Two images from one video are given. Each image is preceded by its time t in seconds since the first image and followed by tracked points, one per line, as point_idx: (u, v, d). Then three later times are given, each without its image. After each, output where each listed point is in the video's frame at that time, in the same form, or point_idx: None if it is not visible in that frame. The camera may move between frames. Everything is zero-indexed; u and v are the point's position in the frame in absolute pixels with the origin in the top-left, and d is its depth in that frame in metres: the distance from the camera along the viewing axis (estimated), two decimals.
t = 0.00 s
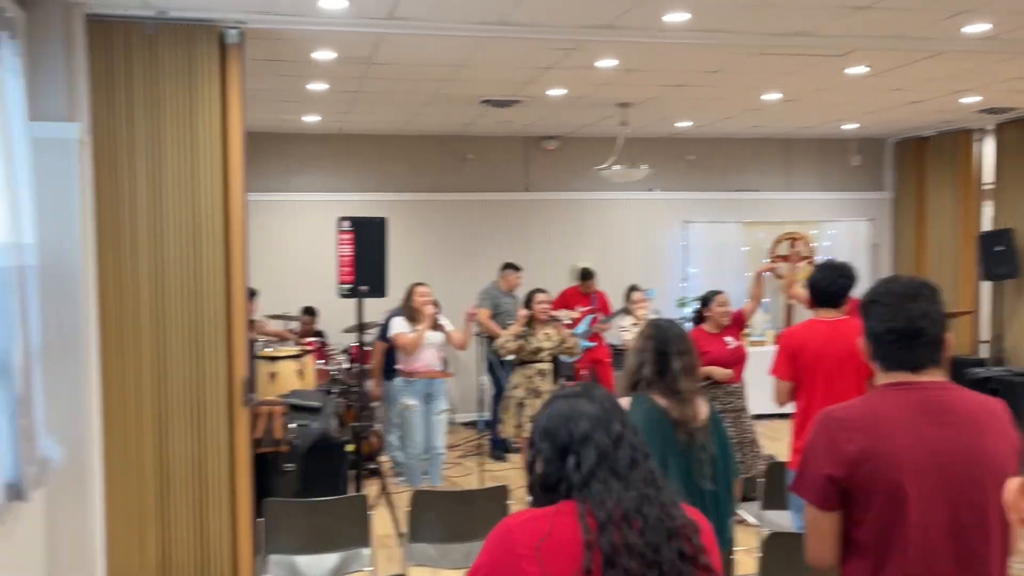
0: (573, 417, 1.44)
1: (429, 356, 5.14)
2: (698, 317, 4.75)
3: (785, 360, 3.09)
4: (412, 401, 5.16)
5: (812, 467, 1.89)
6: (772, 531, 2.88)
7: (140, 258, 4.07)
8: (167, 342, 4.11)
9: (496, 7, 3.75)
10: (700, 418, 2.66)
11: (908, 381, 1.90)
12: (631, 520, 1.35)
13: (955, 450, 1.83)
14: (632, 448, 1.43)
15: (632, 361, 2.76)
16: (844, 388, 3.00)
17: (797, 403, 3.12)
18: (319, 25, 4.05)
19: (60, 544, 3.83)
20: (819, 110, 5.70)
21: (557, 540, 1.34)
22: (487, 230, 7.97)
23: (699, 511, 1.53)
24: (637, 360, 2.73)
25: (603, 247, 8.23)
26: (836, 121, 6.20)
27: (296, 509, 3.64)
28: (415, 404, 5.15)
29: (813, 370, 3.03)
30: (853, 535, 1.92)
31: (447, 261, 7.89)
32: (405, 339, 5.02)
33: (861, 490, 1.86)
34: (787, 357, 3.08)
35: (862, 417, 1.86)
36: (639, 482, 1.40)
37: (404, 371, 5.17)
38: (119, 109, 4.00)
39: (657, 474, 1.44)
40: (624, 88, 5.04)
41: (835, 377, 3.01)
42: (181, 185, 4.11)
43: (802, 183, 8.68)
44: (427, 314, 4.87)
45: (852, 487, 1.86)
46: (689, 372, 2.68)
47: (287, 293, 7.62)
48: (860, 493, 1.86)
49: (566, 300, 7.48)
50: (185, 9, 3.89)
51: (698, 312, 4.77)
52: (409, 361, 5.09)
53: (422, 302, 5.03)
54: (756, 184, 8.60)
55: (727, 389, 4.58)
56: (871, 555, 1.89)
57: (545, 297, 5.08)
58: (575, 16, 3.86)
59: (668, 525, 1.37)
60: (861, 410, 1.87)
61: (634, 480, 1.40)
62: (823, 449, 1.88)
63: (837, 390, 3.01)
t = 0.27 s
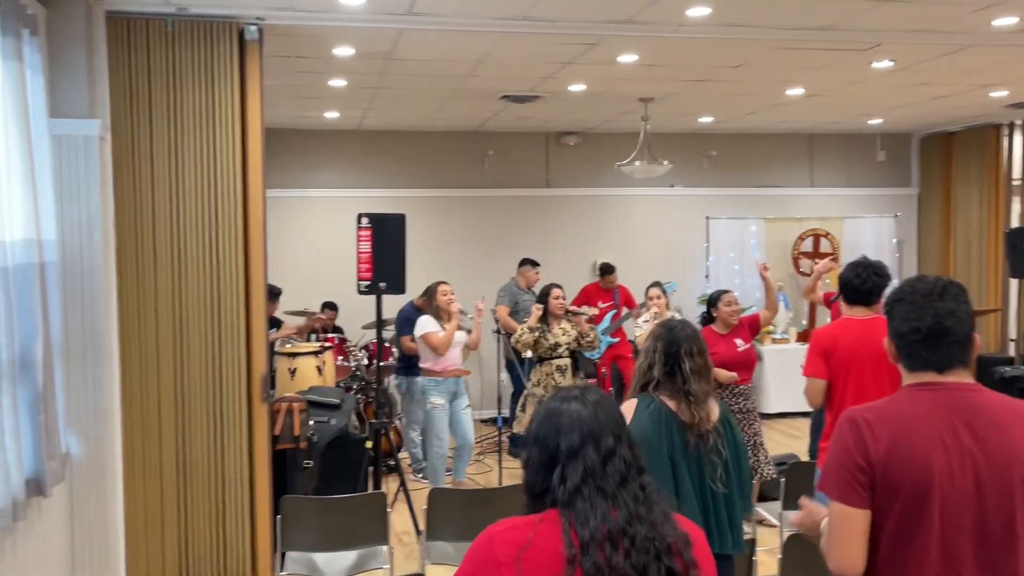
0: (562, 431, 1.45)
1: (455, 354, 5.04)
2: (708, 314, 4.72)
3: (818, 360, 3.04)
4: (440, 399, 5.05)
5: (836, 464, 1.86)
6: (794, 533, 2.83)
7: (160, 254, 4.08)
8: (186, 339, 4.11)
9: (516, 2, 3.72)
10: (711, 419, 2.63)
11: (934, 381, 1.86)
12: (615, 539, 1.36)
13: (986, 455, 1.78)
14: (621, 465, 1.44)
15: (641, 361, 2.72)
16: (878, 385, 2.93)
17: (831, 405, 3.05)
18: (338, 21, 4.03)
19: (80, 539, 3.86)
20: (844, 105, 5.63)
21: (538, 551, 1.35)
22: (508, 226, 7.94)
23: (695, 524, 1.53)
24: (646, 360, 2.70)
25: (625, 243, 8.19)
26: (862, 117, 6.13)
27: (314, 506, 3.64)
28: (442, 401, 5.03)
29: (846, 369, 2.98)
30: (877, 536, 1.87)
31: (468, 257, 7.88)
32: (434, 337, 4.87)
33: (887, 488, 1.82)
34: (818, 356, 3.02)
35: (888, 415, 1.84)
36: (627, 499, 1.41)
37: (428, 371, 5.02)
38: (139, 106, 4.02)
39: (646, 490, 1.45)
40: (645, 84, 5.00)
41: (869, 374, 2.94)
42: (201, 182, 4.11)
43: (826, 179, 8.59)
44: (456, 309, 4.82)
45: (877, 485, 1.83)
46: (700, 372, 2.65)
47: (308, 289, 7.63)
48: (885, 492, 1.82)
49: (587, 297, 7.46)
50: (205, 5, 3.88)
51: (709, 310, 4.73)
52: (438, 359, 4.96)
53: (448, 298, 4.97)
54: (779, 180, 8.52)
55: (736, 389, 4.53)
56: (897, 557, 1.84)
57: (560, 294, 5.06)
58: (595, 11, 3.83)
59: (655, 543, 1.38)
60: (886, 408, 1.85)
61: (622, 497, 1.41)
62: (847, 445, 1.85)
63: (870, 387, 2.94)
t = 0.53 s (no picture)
0: (557, 431, 1.45)
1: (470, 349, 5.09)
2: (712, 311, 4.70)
3: (828, 358, 3.01)
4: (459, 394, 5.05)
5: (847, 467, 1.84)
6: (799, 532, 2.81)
7: (166, 250, 4.08)
8: (193, 335, 4.11)
9: None
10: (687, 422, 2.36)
11: (946, 381, 1.83)
12: (602, 547, 1.35)
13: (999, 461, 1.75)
14: (615, 469, 1.41)
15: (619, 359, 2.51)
16: (892, 382, 2.91)
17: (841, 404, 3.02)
18: (345, 17, 4.02)
19: (86, 533, 3.86)
20: (854, 102, 5.59)
21: (525, 547, 1.34)
22: (515, 223, 7.93)
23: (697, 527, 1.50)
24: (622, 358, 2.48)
25: (632, 240, 8.16)
26: (871, 114, 6.09)
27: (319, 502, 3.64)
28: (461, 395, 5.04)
29: (858, 366, 2.95)
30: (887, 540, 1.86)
31: (475, 253, 7.87)
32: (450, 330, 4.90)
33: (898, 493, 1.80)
34: (829, 354, 3.00)
35: (900, 419, 1.81)
36: (620, 505, 1.39)
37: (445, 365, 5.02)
38: (146, 101, 4.01)
39: (643, 494, 1.43)
40: (654, 80, 4.97)
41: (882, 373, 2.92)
42: (207, 177, 4.11)
43: (835, 177, 8.55)
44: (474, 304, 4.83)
45: (889, 490, 1.81)
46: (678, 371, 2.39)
47: (315, 285, 7.64)
48: (898, 497, 1.81)
49: (599, 294, 7.46)
50: None
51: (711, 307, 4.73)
52: (457, 352, 4.99)
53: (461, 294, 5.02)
54: (788, 177, 8.48)
55: (740, 386, 4.53)
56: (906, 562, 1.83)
57: (568, 291, 5.01)
58: (603, 7, 3.80)
59: (644, 552, 1.36)
60: (897, 411, 1.82)
61: (615, 501, 1.40)
62: (859, 449, 1.83)
63: (882, 386, 2.92)
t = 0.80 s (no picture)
0: (565, 430, 1.45)
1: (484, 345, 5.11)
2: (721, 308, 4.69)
3: (834, 356, 2.98)
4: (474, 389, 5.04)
5: (852, 464, 1.81)
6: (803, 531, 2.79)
7: (176, 242, 4.08)
8: (201, 327, 4.12)
9: None
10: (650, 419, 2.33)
11: (949, 381, 1.82)
12: (597, 549, 1.34)
13: (1004, 456, 1.75)
14: (620, 471, 1.40)
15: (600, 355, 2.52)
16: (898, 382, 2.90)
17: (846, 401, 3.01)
18: (354, 10, 4.02)
19: (94, 524, 3.88)
20: (864, 99, 5.55)
21: (519, 536, 1.37)
22: (524, 217, 7.92)
23: (710, 531, 1.46)
24: (599, 353, 2.49)
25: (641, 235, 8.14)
26: (883, 110, 6.05)
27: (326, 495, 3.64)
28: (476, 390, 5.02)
29: (864, 364, 2.94)
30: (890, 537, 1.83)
31: (484, 247, 7.87)
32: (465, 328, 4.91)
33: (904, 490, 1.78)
34: (836, 352, 2.96)
35: (904, 415, 1.80)
36: (621, 507, 1.38)
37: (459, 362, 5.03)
38: (156, 93, 4.02)
39: (649, 496, 1.41)
40: (663, 75, 4.96)
41: (888, 371, 2.91)
42: (217, 170, 4.11)
43: (846, 174, 8.51)
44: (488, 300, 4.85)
45: (894, 487, 1.79)
46: (644, 368, 2.36)
47: (324, 277, 7.65)
48: (902, 493, 1.78)
49: (608, 289, 7.43)
50: None
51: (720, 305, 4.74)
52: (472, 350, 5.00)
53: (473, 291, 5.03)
54: (798, 173, 8.44)
55: (749, 383, 4.50)
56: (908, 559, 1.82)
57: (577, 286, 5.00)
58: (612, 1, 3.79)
59: (640, 555, 1.34)
60: (901, 408, 1.81)
61: (618, 503, 1.39)
62: (864, 446, 1.80)
63: (887, 384, 2.91)
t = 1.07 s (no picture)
0: (590, 425, 1.43)
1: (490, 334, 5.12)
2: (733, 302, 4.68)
3: (831, 352, 2.96)
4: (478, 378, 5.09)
5: (854, 463, 1.81)
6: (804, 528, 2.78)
7: (182, 232, 4.09)
8: (207, 317, 4.13)
9: None
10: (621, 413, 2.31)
11: (952, 381, 1.81)
12: (613, 545, 1.33)
13: (1007, 458, 1.73)
14: (642, 470, 1.38)
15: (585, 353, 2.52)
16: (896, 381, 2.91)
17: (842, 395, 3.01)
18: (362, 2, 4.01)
19: (99, 512, 3.90)
20: (875, 94, 5.52)
21: (539, 522, 1.39)
22: (532, 210, 7.91)
23: (739, 529, 1.42)
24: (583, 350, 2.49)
25: (650, 230, 8.12)
26: (894, 106, 6.00)
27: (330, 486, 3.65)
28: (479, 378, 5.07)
29: (863, 361, 2.92)
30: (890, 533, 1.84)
31: (492, 240, 7.86)
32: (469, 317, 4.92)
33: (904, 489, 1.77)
34: (834, 349, 2.94)
35: (909, 414, 1.78)
36: (640, 505, 1.36)
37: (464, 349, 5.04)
38: (163, 83, 4.03)
39: (671, 494, 1.38)
40: (673, 69, 4.93)
41: (885, 370, 2.91)
42: (223, 160, 4.11)
43: (856, 170, 8.46)
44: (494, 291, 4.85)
45: (895, 486, 1.78)
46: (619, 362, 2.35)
47: (333, 269, 7.66)
48: (903, 493, 1.78)
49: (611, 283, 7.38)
50: None
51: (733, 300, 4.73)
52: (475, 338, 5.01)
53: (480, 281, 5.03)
54: (808, 169, 8.40)
55: (762, 378, 4.48)
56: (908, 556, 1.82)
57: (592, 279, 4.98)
58: None
59: (654, 554, 1.32)
60: (906, 407, 1.79)
61: (637, 501, 1.37)
62: (867, 444, 1.80)
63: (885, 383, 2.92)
